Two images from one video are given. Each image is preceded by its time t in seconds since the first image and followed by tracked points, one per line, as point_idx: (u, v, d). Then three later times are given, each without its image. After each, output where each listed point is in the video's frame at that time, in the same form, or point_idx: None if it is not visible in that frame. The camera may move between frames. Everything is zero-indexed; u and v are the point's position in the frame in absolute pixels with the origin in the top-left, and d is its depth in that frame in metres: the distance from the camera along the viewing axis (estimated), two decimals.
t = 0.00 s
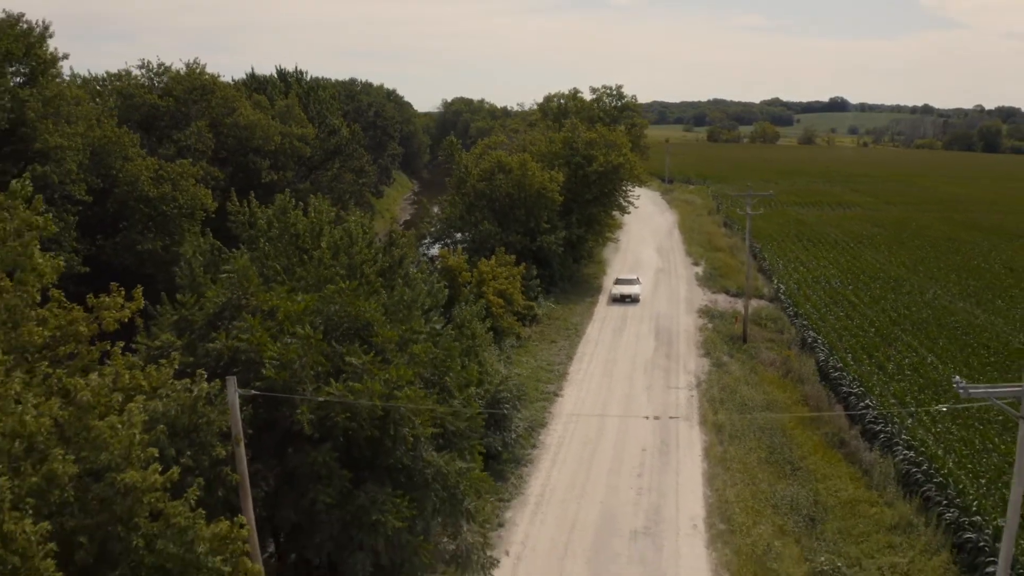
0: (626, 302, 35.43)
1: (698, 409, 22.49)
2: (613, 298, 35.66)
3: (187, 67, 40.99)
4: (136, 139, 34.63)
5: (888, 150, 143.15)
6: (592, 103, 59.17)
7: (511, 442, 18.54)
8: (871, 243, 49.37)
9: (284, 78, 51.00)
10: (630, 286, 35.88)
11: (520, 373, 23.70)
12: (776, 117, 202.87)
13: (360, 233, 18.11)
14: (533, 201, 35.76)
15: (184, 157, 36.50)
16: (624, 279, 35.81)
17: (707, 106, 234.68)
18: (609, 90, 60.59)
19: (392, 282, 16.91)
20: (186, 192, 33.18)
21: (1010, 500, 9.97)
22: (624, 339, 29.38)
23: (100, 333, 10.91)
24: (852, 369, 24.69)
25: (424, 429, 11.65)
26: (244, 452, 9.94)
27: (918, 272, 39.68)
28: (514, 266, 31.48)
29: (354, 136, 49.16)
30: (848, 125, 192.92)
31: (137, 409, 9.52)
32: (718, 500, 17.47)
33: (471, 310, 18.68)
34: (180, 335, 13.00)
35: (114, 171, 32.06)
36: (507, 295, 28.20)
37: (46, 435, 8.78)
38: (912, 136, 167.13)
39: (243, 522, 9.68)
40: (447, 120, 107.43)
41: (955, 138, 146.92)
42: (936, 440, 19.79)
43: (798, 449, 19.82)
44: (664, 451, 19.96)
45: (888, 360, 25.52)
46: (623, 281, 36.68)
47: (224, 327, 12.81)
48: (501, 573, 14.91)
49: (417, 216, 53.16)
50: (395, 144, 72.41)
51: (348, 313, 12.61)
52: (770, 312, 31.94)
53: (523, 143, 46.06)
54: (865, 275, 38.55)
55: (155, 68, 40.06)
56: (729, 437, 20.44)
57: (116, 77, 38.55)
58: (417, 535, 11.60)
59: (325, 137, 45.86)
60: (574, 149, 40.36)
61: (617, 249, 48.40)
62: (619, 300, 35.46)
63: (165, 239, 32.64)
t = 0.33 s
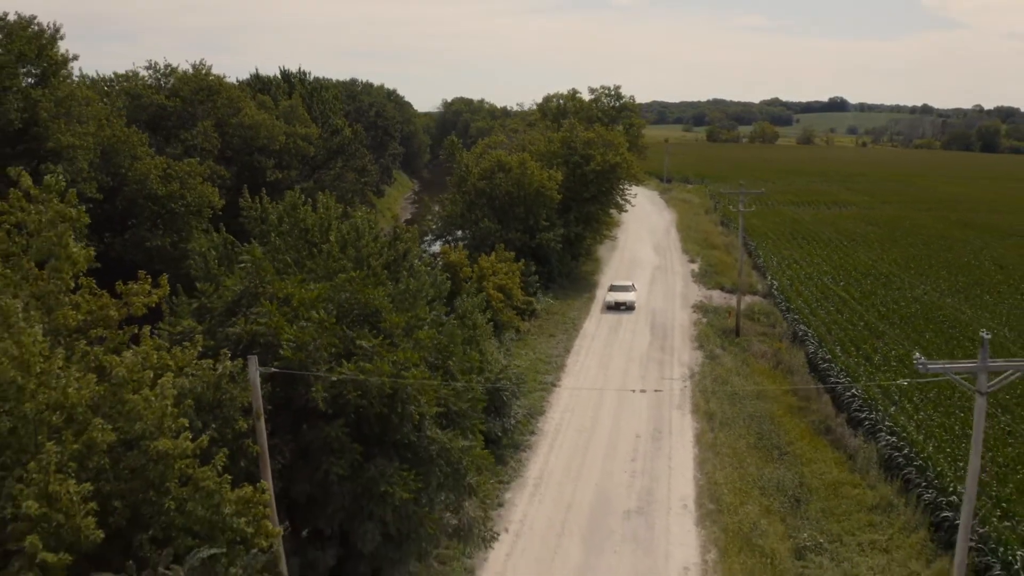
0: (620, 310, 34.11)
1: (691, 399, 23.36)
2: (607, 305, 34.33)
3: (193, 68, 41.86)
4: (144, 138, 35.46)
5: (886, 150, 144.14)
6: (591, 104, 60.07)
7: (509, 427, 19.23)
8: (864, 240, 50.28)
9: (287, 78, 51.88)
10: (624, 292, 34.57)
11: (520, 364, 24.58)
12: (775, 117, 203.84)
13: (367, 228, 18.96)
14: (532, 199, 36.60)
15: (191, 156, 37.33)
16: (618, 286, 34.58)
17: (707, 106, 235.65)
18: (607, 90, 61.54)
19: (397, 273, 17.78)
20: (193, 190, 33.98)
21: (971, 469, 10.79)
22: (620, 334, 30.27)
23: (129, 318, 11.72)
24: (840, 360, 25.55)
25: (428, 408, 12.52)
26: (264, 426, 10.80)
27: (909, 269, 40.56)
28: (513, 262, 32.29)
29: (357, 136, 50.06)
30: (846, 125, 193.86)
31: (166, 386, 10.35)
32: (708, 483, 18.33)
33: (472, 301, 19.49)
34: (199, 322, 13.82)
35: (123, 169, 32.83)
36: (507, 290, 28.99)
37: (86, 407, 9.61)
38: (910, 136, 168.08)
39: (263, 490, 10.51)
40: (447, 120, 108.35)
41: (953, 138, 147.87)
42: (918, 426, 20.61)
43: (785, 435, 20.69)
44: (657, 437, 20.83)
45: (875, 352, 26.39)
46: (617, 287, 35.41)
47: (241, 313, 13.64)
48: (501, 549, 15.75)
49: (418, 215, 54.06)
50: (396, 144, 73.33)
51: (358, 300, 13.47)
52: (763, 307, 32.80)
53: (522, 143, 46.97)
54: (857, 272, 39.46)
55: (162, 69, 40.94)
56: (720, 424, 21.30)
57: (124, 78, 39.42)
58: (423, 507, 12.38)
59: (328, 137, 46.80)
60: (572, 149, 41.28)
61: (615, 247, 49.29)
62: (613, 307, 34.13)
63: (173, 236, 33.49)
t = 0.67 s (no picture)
0: (615, 319, 32.62)
1: (684, 389, 24.24)
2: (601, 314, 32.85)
3: (199, 69, 42.75)
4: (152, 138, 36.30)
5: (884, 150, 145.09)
6: (589, 104, 60.95)
7: (509, 414, 20.07)
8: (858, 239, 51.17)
9: (289, 79, 52.76)
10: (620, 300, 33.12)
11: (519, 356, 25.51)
12: (774, 117, 204.79)
13: (373, 223, 19.84)
14: (531, 198, 37.46)
15: (197, 155, 38.19)
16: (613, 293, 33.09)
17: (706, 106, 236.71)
18: (605, 91, 62.47)
19: (403, 266, 18.67)
20: (201, 188, 34.75)
21: (935, 442, 11.64)
22: (617, 328, 31.19)
23: (154, 304, 12.57)
24: (828, 352, 26.43)
25: (433, 389, 13.40)
26: (281, 403, 11.65)
27: (900, 266, 41.45)
28: (512, 258, 33.13)
29: (359, 136, 50.97)
30: (845, 125, 194.81)
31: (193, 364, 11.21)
32: (698, 467, 19.21)
33: (472, 293, 20.35)
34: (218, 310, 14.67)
35: (132, 168, 33.62)
36: (506, 285, 29.82)
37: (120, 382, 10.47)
38: (909, 136, 168.99)
39: (281, 462, 11.37)
40: (448, 120, 109.23)
41: (952, 138, 148.67)
42: (900, 413, 21.46)
43: (773, 422, 21.56)
44: (651, 424, 21.71)
45: (863, 345, 27.27)
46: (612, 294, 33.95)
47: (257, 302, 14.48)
48: (500, 526, 16.64)
49: (419, 213, 54.93)
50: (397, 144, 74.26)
51: (367, 289, 14.36)
52: (757, 302, 33.68)
53: (521, 143, 47.88)
54: (849, 268, 40.35)
55: (168, 70, 41.84)
56: (711, 412, 22.19)
57: (132, 79, 40.31)
58: (427, 482, 13.24)
59: (331, 137, 47.73)
60: (570, 148, 42.19)
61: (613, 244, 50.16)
62: (607, 316, 32.64)
63: (181, 234, 34.33)
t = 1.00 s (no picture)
0: (609, 327, 31.09)
1: (677, 379, 25.16)
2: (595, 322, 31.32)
3: (205, 70, 43.67)
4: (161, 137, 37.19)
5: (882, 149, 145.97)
6: (588, 104, 61.82)
7: (509, 401, 20.96)
8: (852, 236, 52.08)
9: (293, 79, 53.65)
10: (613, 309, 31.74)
11: (519, 348, 26.44)
12: (773, 116, 205.66)
13: (378, 218, 20.74)
14: (531, 196, 38.36)
15: (204, 154, 39.07)
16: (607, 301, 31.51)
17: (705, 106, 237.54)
18: (604, 91, 63.34)
19: (407, 259, 19.58)
20: (208, 186, 35.57)
21: (902, 420, 12.47)
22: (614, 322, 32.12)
23: (177, 293, 13.48)
24: (817, 344, 27.35)
25: (438, 372, 14.32)
26: (297, 382, 12.56)
27: (892, 262, 42.36)
28: (512, 254, 34.01)
29: (361, 135, 51.85)
30: (844, 125, 195.70)
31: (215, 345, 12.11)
32: (689, 451, 20.12)
33: (474, 286, 21.25)
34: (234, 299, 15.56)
35: (141, 167, 34.48)
36: (506, 281, 30.67)
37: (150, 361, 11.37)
38: (907, 136, 169.86)
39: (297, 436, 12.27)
40: (448, 120, 110.10)
41: (950, 138, 149.47)
42: (884, 401, 22.31)
43: (762, 410, 22.48)
44: (645, 412, 22.63)
45: (852, 337, 28.17)
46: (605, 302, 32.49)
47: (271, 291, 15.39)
48: (500, 505, 17.55)
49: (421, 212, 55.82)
50: (398, 143, 75.11)
51: (375, 278, 15.30)
52: (750, 298, 34.59)
53: (521, 142, 48.79)
54: (841, 265, 41.26)
55: (175, 71, 42.76)
56: (703, 400, 23.11)
57: (141, 80, 41.22)
58: (432, 459, 14.12)
59: (335, 136, 48.64)
60: (569, 148, 43.10)
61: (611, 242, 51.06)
62: (601, 324, 31.13)
63: (189, 231, 35.20)
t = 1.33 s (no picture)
0: (603, 336, 29.85)
1: (671, 371, 26.07)
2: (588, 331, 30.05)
3: (211, 71, 44.57)
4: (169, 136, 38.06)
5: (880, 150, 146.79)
6: (587, 105, 62.71)
7: (509, 390, 21.87)
8: (846, 235, 52.97)
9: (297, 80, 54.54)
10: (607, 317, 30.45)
11: (518, 340, 27.38)
12: (772, 116, 206.57)
13: (384, 215, 21.66)
14: (530, 194, 39.24)
15: (211, 153, 39.92)
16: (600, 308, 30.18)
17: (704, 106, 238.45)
18: (603, 92, 64.23)
19: (411, 253, 20.49)
20: (216, 185, 36.38)
21: (874, 403, 13.23)
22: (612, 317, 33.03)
23: (200, 281, 14.48)
24: (807, 337, 28.27)
25: (442, 357, 15.25)
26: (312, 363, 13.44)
27: (883, 260, 43.24)
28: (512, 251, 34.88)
29: (363, 135, 52.74)
30: (843, 125, 196.50)
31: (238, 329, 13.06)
32: (681, 437, 21.03)
33: (476, 279, 22.14)
34: (252, 289, 16.52)
35: (150, 165, 35.32)
36: (506, 276, 31.53)
37: (176, 342, 12.32)
38: (906, 136, 170.67)
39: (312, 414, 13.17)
40: (448, 119, 110.97)
41: (948, 138, 150.34)
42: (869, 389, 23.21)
43: (751, 398, 23.41)
44: (639, 401, 23.54)
45: (840, 330, 29.08)
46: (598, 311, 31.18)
47: (285, 282, 16.33)
48: (500, 487, 18.45)
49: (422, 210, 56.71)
50: (399, 143, 75.95)
51: (383, 270, 16.24)
52: (744, 293, 35.49)
53: (520, 142, 49.72)
54: (834, 262, 42.14)
55: (182, 72, 43.66)
56: (695, 390, 24.03)
57: (149, 81, 42.13)
58: (436, 439, 15.04)
59: (337, 136, 49.53)
60: (568, 147, 44.00)
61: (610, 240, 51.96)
62: (594, 333, 29.85)
63: (197, 229, 36.03)
